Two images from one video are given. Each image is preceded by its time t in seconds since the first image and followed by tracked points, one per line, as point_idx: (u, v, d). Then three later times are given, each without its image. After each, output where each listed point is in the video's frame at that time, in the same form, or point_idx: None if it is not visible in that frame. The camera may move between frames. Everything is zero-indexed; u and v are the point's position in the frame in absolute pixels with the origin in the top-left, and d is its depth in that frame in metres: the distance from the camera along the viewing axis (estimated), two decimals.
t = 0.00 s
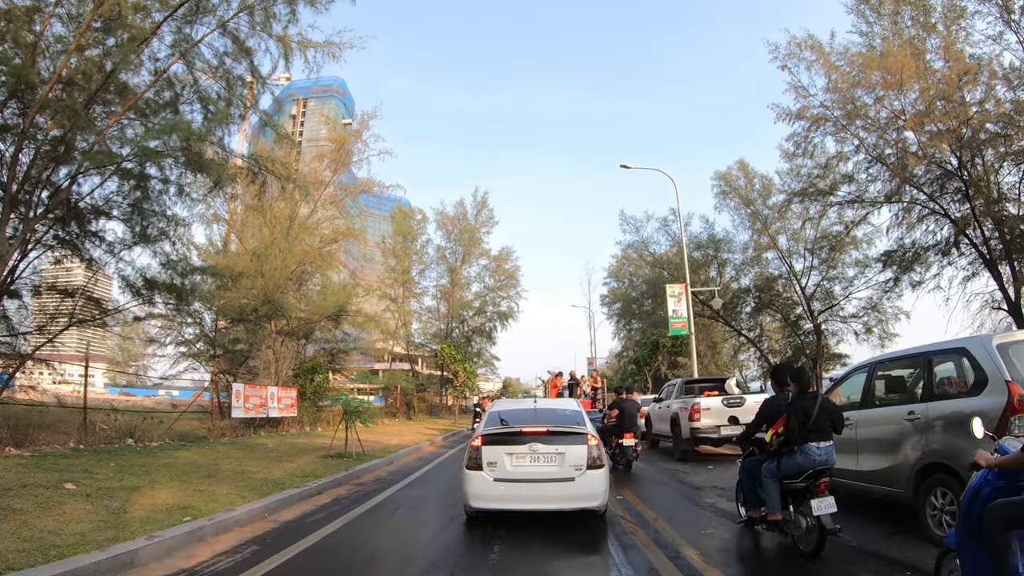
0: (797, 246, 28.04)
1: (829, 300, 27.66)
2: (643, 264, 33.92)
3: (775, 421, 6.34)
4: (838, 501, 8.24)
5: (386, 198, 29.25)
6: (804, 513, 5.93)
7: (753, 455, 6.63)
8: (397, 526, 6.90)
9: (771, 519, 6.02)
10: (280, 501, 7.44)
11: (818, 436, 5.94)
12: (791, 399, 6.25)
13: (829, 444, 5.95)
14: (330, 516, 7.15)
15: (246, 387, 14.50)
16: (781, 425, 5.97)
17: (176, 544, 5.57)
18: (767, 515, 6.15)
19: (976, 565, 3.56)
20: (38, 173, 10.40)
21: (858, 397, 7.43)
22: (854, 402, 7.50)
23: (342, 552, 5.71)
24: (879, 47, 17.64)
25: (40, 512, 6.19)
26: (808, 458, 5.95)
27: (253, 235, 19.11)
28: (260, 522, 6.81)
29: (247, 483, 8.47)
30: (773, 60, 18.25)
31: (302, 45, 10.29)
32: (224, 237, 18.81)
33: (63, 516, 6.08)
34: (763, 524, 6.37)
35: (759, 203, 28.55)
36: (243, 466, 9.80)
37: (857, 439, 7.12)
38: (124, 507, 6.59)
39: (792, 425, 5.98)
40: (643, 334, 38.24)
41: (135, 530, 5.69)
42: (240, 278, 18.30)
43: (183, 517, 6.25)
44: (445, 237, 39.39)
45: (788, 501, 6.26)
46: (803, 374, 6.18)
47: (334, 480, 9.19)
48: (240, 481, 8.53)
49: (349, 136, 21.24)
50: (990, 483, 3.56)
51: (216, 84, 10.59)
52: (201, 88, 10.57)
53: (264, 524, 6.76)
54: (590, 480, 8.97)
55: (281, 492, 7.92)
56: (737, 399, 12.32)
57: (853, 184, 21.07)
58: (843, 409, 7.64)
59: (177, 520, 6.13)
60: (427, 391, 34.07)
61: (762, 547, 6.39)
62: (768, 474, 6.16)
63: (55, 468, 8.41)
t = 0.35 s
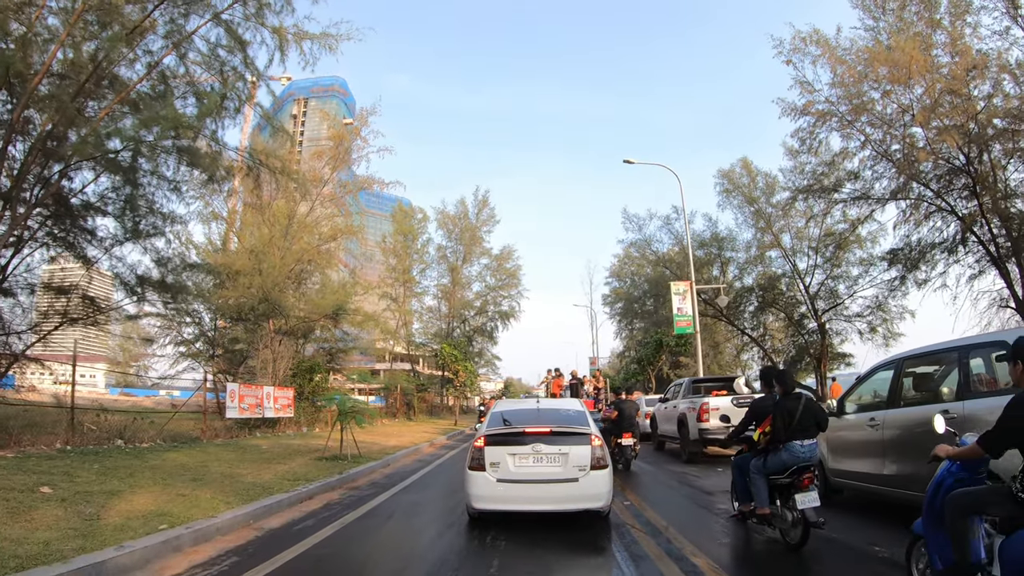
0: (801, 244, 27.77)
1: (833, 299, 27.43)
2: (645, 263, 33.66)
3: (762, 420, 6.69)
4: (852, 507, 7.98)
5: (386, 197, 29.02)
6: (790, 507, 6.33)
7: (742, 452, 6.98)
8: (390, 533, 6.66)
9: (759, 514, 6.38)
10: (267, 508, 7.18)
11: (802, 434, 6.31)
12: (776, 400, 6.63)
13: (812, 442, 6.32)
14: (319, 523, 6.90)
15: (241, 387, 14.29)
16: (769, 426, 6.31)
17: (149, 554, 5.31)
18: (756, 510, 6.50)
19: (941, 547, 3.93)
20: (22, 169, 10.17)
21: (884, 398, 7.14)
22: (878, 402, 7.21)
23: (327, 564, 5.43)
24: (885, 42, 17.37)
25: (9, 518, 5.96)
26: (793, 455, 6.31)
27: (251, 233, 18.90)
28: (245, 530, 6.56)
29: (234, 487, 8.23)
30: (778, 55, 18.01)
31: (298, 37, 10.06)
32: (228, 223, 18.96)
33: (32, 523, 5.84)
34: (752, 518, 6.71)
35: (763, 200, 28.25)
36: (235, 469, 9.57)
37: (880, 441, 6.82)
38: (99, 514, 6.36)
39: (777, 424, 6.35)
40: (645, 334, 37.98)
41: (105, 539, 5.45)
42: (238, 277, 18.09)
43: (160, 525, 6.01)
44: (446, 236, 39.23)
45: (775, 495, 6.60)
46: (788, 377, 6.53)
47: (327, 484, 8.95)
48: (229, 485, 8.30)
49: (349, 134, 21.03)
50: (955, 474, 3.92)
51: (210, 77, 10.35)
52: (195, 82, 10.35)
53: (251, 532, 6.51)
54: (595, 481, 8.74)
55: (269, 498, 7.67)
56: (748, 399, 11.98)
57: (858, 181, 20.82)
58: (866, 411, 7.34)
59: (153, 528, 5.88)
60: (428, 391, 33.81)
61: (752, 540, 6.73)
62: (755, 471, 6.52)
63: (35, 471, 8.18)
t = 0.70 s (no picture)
0: (805, 242, 27.51)
1: (837, 298, 27.23)
2: (647, 261, 33.42)
3: (750, 420, 6.88)
4: (864, 511, 7.75)
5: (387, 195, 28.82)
6: (777, 503, 6.52)
7: (732, 452, 7.15)
8: (383, 541, 6.42)
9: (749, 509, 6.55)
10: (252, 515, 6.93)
11: (789, 433, 6.49)
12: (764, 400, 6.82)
13: (798, 439, 6.52)
14: (307, 531, 6.65)
15: (236, 386, 14.06)
16: (756, 424, 6.51)
17: (120, 564, 5.07)
18: (745, 505, 6.67)
19: (905, 533, 4.49)
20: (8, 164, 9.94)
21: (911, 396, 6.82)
22: (904, 401, 6.89)
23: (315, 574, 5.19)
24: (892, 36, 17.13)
25: None
26: (780, 453, 6.50)
27: (248, 232, 18.68)
28: (227, 538, 6.31)
29: (220, 491, 8.00)
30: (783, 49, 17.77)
31: (294, 28, 9.85)
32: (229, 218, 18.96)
33: None
34: (742, 513, 6.87)
35: (766, 198, 27.99)
36: (227, 472, 9.34)
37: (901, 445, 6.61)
38: (70, 520, 6.13)
39: (764, 424, 6.54)
40: (647, 333, 37.75)
41: (72, 549, 5.22)
42: (236, 275, 17.90)
43: (136, 533, 5.77)
44: (447, 235, 39.03)
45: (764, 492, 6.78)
46: (774, 377, 6.74)
47: (319, 488, 8.72)
48: (218, 489, 8.07)
49: (348, 131, 20.82)
50: (914, 464, 4.50)
51: (202, 69, 10.11)
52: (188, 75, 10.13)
53: (236, 540, 6.28)
54: (598, 482, 8.52)
55: (256, 503, 7.43)
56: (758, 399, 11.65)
57: (863, 178, 20.57)
58: (889, 411, 7.03)
59: (125, 537, 5.64)
60: (429, 392, 33.54)
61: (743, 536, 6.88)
62: (744, 468, 6.70)
63: (13, 473, 7.95)
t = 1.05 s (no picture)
0: (808, 241, 27.27)
1: (841, 297, 26.99)
2: (649, 260, 33.19)
3: (740, 420, 7.14)
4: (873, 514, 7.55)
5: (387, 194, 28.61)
6: (765, 499, 6.80)
7: (721, 450, 7.42)
8: (380, 550, 6.14)
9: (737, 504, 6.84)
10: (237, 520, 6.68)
11: (777, 432, 6.77)
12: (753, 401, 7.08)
13: (785, 439, 6.81)
14: (292, 540, 6.36)
15: (230, 386, 13.85)
16: (747, 424, 6.76)
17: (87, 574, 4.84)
18: (734, 501, 6.94)
19: (877, 523, 5.33)
20: None
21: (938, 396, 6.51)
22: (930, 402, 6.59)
23: None
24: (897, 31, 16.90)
25: None
26: (769, 451, 6.78)
27: (246, 230, 18.47)
28: (207, 547, 6.05)
29: (206, 496, 7.79)
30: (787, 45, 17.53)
31: (289, 20, 9.64)
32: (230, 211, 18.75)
33: None
34: (730, 508, 7.17)
35: (769, 196, 27.72)
36: (217, 474, 9.13)
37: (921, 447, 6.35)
38: (41, 527, 5.94)
39: (754, 423, 6.80)
40: (648, 333, 37.50)
41: (35, 559, 5.01)
42: (233, 274, 17.69)
43: (109, 541, 5.54)
44: (447, 234, 38.79)
45: (752, 488, 7.06)
46: (763, 379, 7.00)
47: (309, 492, 8.48)
48: (204, 493, 7.85)
49: (348, 128, 20.62)
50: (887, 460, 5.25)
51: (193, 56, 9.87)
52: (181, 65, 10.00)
53: (218, 547, 6.05)
54: (601, 483, 8.30)
55: (238, 510, 7.14)
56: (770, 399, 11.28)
57: (867, 176, 20.33)
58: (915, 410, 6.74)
59: (95, 546, 5.41)
60: (428, 392, 33.29)
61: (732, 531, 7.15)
62: (734, 465, 7.01)
63: None
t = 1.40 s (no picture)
0: (811, 240, 27.01)
1: (844, 296, 26.76)
2: (652, 259, 32.97)
3: (728, 419, 7.30)
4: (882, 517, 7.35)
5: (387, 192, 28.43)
6: (751, 495, 6.95)
7: (709, 448, 7.58)
8: (376, 559, 5.89)
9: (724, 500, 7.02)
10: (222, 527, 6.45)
11: (763, 431, 6.93)
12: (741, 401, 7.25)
13: (772, 438, 6.98)
14: (276, 550, 6.09)
15: (225, 386, 13.63)
16: (735, 422, 6.92)
17: None
18: (721, 496, 7.08)
19: (858, 516, 5.54)
20: None
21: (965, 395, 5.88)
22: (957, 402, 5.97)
23: None
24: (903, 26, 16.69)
25: None
26: (756, 449, 6.93)
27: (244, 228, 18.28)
28: (184, 557, 5.79)
29: (191, 501, 7.58)
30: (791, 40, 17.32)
31: (285, 11, 9.44)
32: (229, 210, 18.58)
33: None
34: (717, 505, 7.29)
35: (772, 195, 27.49)
36: (208, 477, 8.92)
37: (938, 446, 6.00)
38: (11, 533, 5.73)
39: (742, 422, 6.96)
40: (650, 333, 37.32)
41: None
42: (231, 272, 17.50)
43: (83, 550, 5.33)
44: (448, 233, 38.60)
45: (739, 484, 7.21)
46: (753, 380, 7.15)
47: (298, 497, 8.25)
48: (192, 498, 7.64)
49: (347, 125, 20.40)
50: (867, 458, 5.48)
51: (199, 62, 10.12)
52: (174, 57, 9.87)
53: (200, 556, 5.83)
54: (604, 483, 8.09)
55: (220, 516, 6.89)
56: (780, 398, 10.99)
57: (871, 174, 20.13)
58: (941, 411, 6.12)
59: (63, 556, 5.18)
60: (428, 392, 33.14)
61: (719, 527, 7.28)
62: (721, 462, 7.17)
63: None
